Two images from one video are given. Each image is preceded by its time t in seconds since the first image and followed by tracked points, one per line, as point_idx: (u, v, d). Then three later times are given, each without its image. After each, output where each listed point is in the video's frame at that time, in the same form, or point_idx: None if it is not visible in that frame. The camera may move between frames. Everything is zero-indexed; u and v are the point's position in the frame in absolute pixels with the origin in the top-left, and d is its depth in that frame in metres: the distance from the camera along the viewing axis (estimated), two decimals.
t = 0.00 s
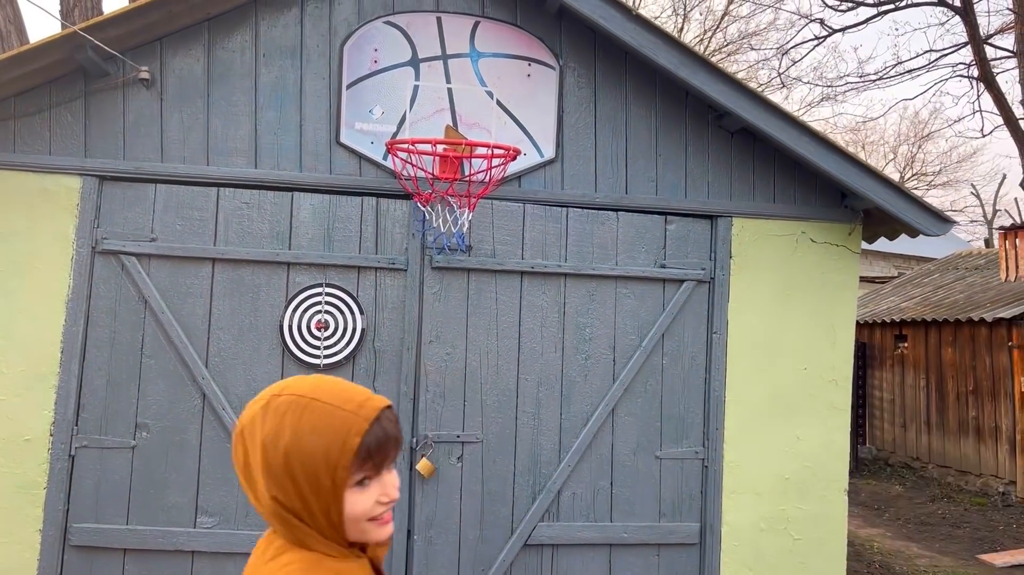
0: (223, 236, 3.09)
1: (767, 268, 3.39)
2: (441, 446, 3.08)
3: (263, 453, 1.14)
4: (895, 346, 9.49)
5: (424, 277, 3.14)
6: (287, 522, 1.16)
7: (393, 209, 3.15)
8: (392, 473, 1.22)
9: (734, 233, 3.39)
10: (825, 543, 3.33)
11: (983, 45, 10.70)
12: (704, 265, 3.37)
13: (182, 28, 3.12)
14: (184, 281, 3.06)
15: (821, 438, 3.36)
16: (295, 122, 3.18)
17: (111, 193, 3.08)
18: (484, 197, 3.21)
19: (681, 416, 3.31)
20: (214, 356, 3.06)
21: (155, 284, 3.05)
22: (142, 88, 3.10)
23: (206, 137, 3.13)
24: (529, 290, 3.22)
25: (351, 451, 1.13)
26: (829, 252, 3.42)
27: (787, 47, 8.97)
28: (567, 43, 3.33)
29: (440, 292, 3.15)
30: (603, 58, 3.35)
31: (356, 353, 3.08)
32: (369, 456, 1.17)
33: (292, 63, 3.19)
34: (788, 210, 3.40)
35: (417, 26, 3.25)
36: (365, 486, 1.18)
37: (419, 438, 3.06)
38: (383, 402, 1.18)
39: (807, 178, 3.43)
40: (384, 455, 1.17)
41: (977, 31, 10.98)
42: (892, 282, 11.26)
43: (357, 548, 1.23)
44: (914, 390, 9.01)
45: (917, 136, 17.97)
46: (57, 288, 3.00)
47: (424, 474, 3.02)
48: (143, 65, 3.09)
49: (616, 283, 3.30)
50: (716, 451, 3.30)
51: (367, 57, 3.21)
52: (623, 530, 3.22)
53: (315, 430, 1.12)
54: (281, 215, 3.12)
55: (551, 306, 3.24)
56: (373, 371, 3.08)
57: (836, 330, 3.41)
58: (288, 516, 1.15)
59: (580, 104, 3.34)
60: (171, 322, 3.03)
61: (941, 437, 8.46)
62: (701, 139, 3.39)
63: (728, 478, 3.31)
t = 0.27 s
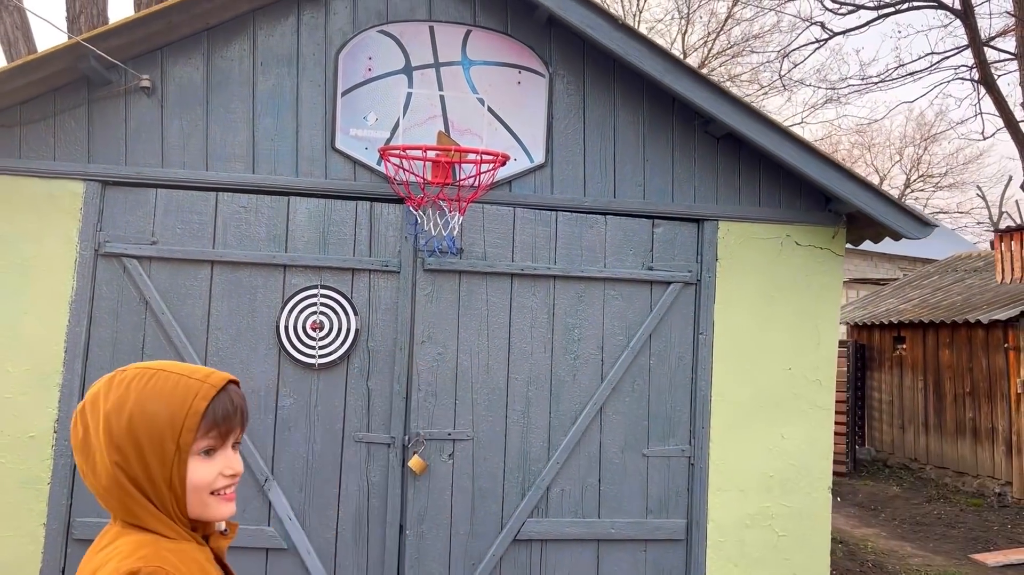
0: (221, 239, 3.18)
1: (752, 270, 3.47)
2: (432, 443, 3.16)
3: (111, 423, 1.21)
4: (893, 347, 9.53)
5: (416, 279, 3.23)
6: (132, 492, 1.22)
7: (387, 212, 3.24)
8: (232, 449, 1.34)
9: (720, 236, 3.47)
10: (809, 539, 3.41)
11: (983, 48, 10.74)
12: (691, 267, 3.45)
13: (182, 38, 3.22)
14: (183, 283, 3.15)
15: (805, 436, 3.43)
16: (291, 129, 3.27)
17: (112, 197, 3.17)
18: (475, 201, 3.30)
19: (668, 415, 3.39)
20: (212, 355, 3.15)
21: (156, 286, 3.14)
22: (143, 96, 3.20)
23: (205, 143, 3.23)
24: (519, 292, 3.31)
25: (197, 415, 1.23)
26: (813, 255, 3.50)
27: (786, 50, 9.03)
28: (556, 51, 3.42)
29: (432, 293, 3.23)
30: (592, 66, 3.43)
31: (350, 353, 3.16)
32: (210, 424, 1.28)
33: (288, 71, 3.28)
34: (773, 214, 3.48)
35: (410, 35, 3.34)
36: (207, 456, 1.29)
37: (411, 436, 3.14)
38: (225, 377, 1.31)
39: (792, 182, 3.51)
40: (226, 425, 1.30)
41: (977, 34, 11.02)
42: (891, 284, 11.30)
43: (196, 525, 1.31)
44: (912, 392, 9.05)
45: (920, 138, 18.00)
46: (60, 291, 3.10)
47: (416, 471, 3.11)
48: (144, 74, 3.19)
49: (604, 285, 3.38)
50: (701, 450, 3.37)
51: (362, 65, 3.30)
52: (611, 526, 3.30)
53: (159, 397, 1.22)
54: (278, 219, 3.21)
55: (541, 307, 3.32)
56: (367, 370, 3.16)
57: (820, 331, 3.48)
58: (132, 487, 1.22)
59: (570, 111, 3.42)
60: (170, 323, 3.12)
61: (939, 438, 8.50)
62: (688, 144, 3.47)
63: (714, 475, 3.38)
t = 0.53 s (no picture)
0: (247, 243, 3.44)
1: (742, 271, 3.70)
2: (441, 431, 3.41)
3: (161, 382, 1.35)
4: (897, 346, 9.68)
5: (426, 279, 3.48)
6: (181, 445, 1.37)
7: (400, 217, 3.49)
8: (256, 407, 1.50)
9: (712, 238, 3.69)
10: (795, 523, 3.62)
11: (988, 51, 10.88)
12: (684, 268, 3.67)
13: (210, 56, 3.48)
14: (212, 283, 3.42)
15: (792, 427, 3.65)
16: (311, 140, 3.53)
17: (147, 204, 3.44)
18: (481, 207, 3.54)
19: (662, 406, 3.62)
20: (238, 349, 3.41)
21: (187, 285, 3.41)
22: (174, 110, 3.47)
23: (232, 154, 3.50)
24: (523, 291, 3.55)
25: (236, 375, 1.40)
26: (801, 256, 3.72)
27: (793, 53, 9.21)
28: (558, 66, 3.65)
29: (441, 292, 3.48)
30: (591, 79, 3.67)
31: (366, 347, 3.41)
32: (240, 383, 1.45)
33: (308, 86, 3.54)
34: (762, 218, 3.70)
35: (421, 52, 3.59)
36: (237, 411, 1.45)
37: (422, 424, 3.39)
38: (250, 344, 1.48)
39: (780, 188, 3.73)
40: (256, 385, 1.47)
41: (983, 36, 11.15)
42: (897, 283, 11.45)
43: (225, 473, 1.47)
44: (915, 389, 9.20)
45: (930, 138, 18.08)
46: (100, 290, 3.38)
47: (426, 456, 3.36)
48: (176, 89, 3.46)
49: (603, 284, 3.62)
50: (693, 439, 3.61)
51: (376, 80, 3.56)
52: (608, 510, 3.53)
53: (202, 360, 1.38)
54: (299, 223, 3.47)
55: (542, 305, 3.56)
56: (381, 363, 3.42)
57: (806, 328, 3.70)
58: (182, 441, 1.36)
59: (570, 122, 3.66)
60: (200, 319, 3.38)
61: (941, 435, 8.66)
62: (681, 152, 3.69)
63: (705, 463, 3.61)
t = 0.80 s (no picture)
0: (274, 245, 3.78)
1: (731, 269, 3.96)
2: (451, 418, 3.72)
3: (260, 364, 1.66)
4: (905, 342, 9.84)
5: (437, 278, 3.78)
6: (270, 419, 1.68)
7: (413, 221, 3.80)
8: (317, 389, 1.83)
9: (703, 239, 3.96)
10: (781, 504, 3.89)
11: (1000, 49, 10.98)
12: (676, 267, 3.95)
13: (240, 75, 3.81)
14: (242, 282, 3.76)
15: (778, 414, 3.91)
16: (332, 151, 3.85)
17: (183, 210, 3.79)
18: (488, 211, 3.85)
19: (656, 395, 3.90)
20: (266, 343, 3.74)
21: (220, 285, 3.74)
22: (208, 125, 3.81)
23: (260, 164, 3.83)
24: (526, 288, 3.84)
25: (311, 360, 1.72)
26: (788, 255, 3.97)
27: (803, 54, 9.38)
28: (559, 80, 3.94)
29: (451, 290, 3.79)
30: (590, 92, 3.95)
31: (382, 341, 3.73)
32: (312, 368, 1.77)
33: (329, 102, 3.86)
34: (750, 220, 3.96)
35: (432, 69, 3.90)
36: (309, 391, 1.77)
37: (434, 411, 3.70)
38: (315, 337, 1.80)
39: (768, 192, 3.98)
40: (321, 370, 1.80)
41: (995, 35, 11.26)
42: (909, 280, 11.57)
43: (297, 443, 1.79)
44: (923, 384, 9.35)
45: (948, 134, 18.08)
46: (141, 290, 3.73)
47: (437, 440, 3.67)
48: (209, 106, 3.79)
49: (601, 283, 3.90)
50: (685, 426, 3.89)
51: (391, 96, 3.87)
52: (605, 491, 3.82)
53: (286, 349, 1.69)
54: (321, 227, 3.79)
55: (544, 302, 3.85)
56: (396, 356, 3.73)
57: (792, 322, 3.95)
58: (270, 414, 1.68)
59: (570, 132, 3.94)
60: (232, 315, 3.72)
61: (948, 429, 8.82)
62: (675, 159, 3.96)
63: (697, 448, 3.89)
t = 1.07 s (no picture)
0: (304, 246, 4.17)
1: (725, 264, 4.27)
2: (465, 402, 4.08)
3: (330, 350, 2.13)
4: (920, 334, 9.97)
5: (452, 275, 4.14)
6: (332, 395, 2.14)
7: (430, 223, 4.17)
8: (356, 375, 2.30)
9: (698, 237, 4.27)
10: (772, 482, 4.19)
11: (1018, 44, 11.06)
12: (673, 263, 4.26)
13: (273, 92, 4.20)
14: (275, 280, 4.15)
15: (769, 399, 4.21)
16: (356, 160, 4.23)
17: (222, 215, 4.19)
18: (498, 213, 4.19)
19: (654, 382, 4.22)
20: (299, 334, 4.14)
21: (256, 282, 4.15)
22: (244, 137, 4.21)
23: (292, 173, 4.22)
24: (533, 284, 4.19)
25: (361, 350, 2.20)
26: (778, 251, 4.26)
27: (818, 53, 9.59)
28: (563, 92, 4.28)
29: (465, 285, 4.15)
30: (592, 102, 4.28)
31: (402, 332, 4.10)
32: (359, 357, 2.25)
33: (353, 115, 4.24)
34: (742, 219, 4.26)
35: (447, 84, 4.25)
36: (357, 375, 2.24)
37: (449, 396, 4.06)
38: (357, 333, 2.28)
39: (758, 192, 4.28)
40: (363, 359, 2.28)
41: (1013, 30, 11.33)
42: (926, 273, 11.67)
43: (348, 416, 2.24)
44: (937, 376, 9.50)
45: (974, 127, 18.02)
46: (186, 288, 4.14)
47: (453, 423, 4.03)
48: (245, 121, 4.19)
49: (602, 278, 4.23)
50: (681, 410, 4.20)
51: (410, 109, 4.23)
52: (607, 469, 4.15)
53: (344, 340, 2.17)
54: (346, 229, 4.18)
55: (550, 295, 4.20)
56: (415, 346, 4.10)
57: (782, 313, 4.24)
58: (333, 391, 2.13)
59: (574, 140, 4.28)
60: (267, 310, 4.12)
61: (961, 419, 8.98)
62: (671, 163, 4.27)
63: (693, 431, 4.20)
